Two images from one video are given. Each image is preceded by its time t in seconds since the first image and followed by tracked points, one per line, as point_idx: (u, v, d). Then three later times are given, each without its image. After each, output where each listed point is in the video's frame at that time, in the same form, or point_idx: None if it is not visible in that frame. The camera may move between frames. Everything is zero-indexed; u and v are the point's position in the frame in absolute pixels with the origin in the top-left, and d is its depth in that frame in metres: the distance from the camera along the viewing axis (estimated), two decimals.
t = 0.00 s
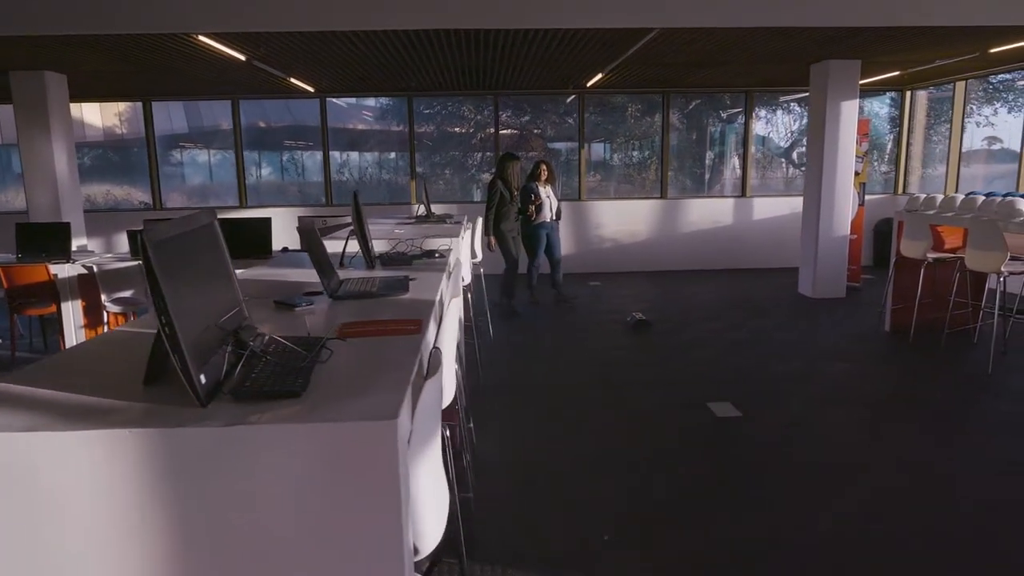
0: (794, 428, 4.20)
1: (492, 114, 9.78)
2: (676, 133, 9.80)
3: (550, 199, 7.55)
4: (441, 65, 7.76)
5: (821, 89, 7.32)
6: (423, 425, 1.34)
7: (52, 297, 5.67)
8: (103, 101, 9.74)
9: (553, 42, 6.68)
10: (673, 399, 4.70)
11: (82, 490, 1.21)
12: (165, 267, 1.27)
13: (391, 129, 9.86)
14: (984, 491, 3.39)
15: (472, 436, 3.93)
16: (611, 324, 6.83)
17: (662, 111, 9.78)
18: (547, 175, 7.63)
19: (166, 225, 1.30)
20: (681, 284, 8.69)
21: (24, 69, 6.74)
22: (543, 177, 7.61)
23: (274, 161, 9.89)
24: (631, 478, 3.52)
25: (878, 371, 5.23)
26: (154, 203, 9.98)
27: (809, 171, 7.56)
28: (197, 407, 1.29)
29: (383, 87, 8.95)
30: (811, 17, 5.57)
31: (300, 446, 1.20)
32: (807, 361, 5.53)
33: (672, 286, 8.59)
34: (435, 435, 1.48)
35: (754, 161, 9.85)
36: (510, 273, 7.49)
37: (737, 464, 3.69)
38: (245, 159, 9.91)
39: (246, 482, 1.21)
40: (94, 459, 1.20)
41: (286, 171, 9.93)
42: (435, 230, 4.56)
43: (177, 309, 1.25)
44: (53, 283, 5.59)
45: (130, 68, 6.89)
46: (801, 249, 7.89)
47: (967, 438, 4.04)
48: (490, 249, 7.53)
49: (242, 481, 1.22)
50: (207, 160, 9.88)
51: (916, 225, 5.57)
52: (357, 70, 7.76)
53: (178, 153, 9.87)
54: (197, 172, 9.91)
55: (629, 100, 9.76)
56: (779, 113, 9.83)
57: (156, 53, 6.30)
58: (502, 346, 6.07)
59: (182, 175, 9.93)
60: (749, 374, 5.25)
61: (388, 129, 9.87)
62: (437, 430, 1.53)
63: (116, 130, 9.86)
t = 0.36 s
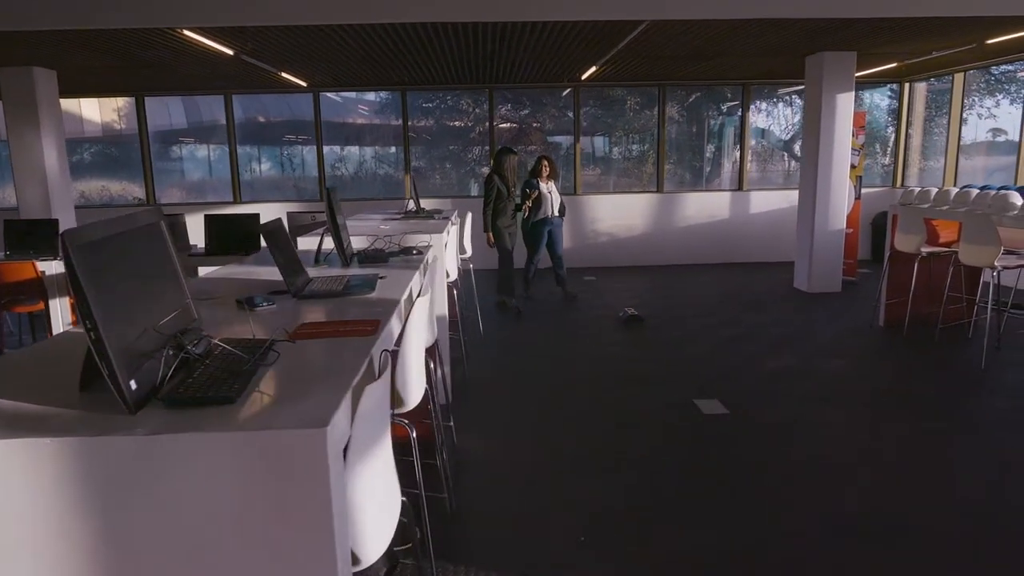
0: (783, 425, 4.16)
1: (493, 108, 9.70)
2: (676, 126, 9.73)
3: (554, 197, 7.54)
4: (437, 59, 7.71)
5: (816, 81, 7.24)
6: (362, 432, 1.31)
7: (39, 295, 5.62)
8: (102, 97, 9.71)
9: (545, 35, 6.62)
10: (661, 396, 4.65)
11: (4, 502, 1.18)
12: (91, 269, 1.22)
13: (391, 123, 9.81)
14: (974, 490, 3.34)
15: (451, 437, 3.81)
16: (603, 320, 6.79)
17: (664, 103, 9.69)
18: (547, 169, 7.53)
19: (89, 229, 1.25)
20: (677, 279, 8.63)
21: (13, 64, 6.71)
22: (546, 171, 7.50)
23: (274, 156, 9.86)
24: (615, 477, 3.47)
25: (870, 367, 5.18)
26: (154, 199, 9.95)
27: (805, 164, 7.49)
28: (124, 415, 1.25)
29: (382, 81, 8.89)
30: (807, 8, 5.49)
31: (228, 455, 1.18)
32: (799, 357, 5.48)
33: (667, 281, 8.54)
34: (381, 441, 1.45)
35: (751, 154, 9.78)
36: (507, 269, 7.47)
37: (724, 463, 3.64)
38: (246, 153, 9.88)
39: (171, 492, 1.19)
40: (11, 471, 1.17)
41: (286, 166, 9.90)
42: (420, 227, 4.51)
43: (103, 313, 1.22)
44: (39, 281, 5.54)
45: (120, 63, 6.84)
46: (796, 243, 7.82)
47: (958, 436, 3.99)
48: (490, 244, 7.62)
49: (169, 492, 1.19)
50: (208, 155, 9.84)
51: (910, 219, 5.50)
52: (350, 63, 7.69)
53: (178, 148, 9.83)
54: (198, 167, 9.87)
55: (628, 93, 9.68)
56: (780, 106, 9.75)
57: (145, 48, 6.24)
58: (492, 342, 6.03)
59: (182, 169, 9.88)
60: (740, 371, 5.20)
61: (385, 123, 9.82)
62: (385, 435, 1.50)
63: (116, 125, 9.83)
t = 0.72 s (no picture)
0: (770, 430, 4.10)
1: (491, 112, 9.67)
2: (673, 130, 9.68)
3: (557, 197, 7.45)
4: (431, 62, 7.67)
5: (809, 84, 7.20)
6: (296, 448, 1.27)
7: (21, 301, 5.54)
8: (101, 100, 9.67)
9: (537, 38, 6.59)
10: (648, 400, 4.58)
11: None
12: (9, 278, 1.18)
13: (387, 127, 9.77)
14: (961, 495, 3.26)
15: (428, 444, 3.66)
16: (594, 325, 6.73)
17: (661, 107, 9.65)
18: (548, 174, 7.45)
19: (10, 237, 1.21)
20: (670, 283, 8.58)
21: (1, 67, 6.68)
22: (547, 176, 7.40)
23: (272, 160, 9.82)
24: (594, 483, 3.40)
25: (861, 372, 5.13)
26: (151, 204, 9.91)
27: (798, 168, 7.45)
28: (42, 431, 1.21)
29: (378, 85, 8.86)
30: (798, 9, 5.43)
31: (147, 472, 1.14)
32: (789, 362, 5.42)
33: (660, 286, 8.48)
34: (320, 454, 1.41)
35: (746, 157, 9.73)
36: (503, 276, 7.25)
37: (707, 468, 3.57)
38: (243, 158, 9.85)
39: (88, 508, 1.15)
40: None
41: (283, 170, 9.87)
42: (403, 231, 4.46)
43: (17, 322, 1.16)
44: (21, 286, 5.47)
45: (110, 66, 6.81)
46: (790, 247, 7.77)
47: (947, 441, 3.92)
48: (484, 253, 7.43)
49: (85, 510, 1.16)
50: (205, 159, 9.81)
51: (902, 224, 5.44)
52: (343, 66, 7.65)
53: (176, 152, 9.79)
54: (196, 171, 9.84)
55: (625, 97, 9.64)
56: (778, 110, 9.71)
57: (134, 51, 6.20)
58: (480, 348, 5.97)
59: (181, 174, 9.85)
60: (729, 376, 5.13)
61: (381, 127, 9.79)
62: (326, 448, 1.46)
63: (113, 129, 9.78)
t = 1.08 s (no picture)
0: (758, 443, 4.02)
1: (489, 119, 9.64)
2: (671, 137, 9.64)
3: (555, 206, 7.29)
4: (425, 69, 7.63)
5: (803, 92, 7.15)
6: (217, 472, 1.20)
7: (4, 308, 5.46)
8: (100, 107, 9.64)
9: (529, 46, 6.55)
10: (634, 411, 4.51)
11: None
12: None
13: (385, 135, 9.73)
14: (952, 512, 3.19)
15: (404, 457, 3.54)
16: (585, 334, 6.67)
17: (659, 115, 9.60)
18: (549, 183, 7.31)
19: None
20: (665, 292, 8.51)
21: None
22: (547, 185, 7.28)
23: (271, 167, 9.79)
24: (574, 497, 3.33)
25: (852, 383, 5.05)
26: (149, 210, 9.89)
27: (792, 177, 7.39)
28: None
29: (375, 92, 8.83)
30: (791, 17, 5.39)
31: (49, 501, 1.06)
32: (780, 373, 5.35)
33: (654, 295, 8.42)
34: (253, 473, 1.35)
35: (743, 165, 9.69)
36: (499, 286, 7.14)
37: (691, 483, 3.50)
38: (243, 165, 9.82)
39: None
40: None
41: (281, 176, 9.83)
42: (387, 240, 4.41)
43: None
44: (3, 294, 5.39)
45: (103, 73, 6.78)
46: (784, 256, 7.70)
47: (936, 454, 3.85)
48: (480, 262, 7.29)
49: None
50: (204, 166, 9.78)
51: (894, 233, 5.38)
52: (337, 73, 7.62)
53: (176, 159, 9.77)
54: (196, 178, 9.81)
55: (623, 105, 9.60)
56: (777, 119, 9.66)
57: (124, 58, 6.16)
58: (468, 357, 5.90)
59: (180, 180, 9.83)
60: (718, 386, 5.07)
61: (379, 135, 9.76)
62: (262, 465, 1.39)
63: (111, 136, 9.76)
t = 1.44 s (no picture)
0: (743, 445, 3.97)
1: (485, 119, 9.58)
2: (666, 136, 9.58)
3: (551, 206, 7.25)
4: (416, 69, 7.56)
5: (794, 91, 7.08)
6: (136, 488, 1.14)
7: None
8: (94, 107, 9.58)
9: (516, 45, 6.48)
10: (619, 413, 4.44)
11: None
12: None
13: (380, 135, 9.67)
14: (939, 515, 3.13)
15: (378, 462, 3.46)
16: (574, 334, 6.62)
17: (654, 115, 9.55)
18: (547, 183, 7.23)
19: None
20: (658, 292, 8.46)
21: None
22: (543, 185, 7.20)
23: (268, 167, 9.73)
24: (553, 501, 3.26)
25: (841, 384, 4.99)
26: (144, 211, 9.84)
27: (784, 176, 7.32)
28: None
29: (369, 91, 8.78)
30: (782, 14, 5.32)
31: None
32: (769, 374, 5.29)
33: (647, 295, 8.36)
34: (183, 487, 1.28)
35: (739, 165, 9.64)
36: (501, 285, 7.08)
37: (672, 487, 3.44)
38: (239, 165, 9.75)
39: None
40: None
41: (275, 176, 9.76)
42: (369, 241, 4.35)
43: None
44: None
45: (90, 72, 6.71)
46: (776, 256, 7.64)
47: (924, 456, 3.78)
48: (477, 265, 7.14)
49: None
50: (200, 166, 9.73)
51: (884, 232, 5.32)
52: (328, 73, 7.56)
53: (173, 160, 9.73)
54: (191, 178, 9.76)
55: (619, 104, 9.55)
56: (773, 118, 9.61)
57: (108, 57, 6.09)
58: (456, 358, 5.85)
59: (175, 181, 9.78)
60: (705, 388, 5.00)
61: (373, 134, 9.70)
62: (194, 479, 1.33)
63: (106, 136, 9.71)
